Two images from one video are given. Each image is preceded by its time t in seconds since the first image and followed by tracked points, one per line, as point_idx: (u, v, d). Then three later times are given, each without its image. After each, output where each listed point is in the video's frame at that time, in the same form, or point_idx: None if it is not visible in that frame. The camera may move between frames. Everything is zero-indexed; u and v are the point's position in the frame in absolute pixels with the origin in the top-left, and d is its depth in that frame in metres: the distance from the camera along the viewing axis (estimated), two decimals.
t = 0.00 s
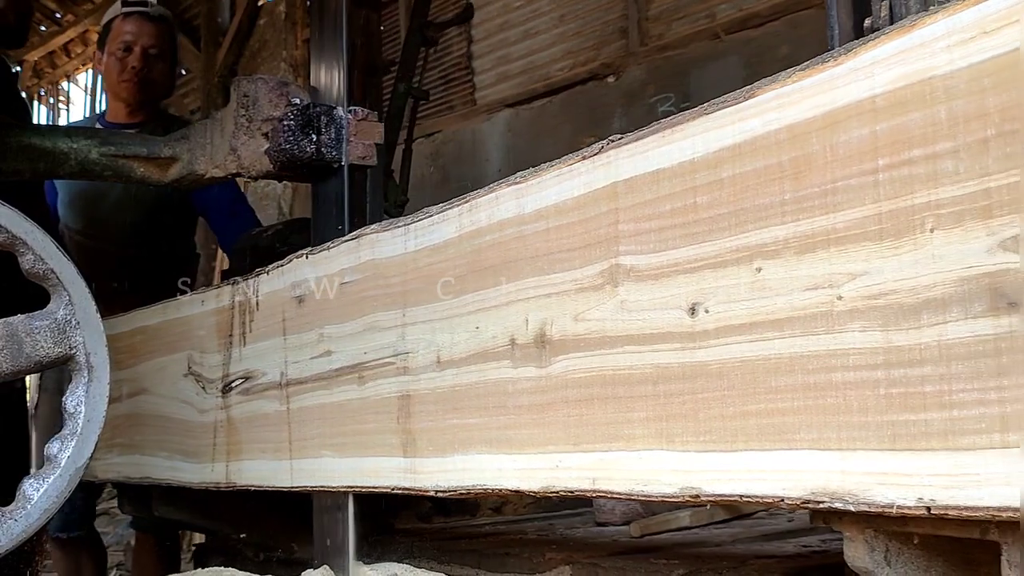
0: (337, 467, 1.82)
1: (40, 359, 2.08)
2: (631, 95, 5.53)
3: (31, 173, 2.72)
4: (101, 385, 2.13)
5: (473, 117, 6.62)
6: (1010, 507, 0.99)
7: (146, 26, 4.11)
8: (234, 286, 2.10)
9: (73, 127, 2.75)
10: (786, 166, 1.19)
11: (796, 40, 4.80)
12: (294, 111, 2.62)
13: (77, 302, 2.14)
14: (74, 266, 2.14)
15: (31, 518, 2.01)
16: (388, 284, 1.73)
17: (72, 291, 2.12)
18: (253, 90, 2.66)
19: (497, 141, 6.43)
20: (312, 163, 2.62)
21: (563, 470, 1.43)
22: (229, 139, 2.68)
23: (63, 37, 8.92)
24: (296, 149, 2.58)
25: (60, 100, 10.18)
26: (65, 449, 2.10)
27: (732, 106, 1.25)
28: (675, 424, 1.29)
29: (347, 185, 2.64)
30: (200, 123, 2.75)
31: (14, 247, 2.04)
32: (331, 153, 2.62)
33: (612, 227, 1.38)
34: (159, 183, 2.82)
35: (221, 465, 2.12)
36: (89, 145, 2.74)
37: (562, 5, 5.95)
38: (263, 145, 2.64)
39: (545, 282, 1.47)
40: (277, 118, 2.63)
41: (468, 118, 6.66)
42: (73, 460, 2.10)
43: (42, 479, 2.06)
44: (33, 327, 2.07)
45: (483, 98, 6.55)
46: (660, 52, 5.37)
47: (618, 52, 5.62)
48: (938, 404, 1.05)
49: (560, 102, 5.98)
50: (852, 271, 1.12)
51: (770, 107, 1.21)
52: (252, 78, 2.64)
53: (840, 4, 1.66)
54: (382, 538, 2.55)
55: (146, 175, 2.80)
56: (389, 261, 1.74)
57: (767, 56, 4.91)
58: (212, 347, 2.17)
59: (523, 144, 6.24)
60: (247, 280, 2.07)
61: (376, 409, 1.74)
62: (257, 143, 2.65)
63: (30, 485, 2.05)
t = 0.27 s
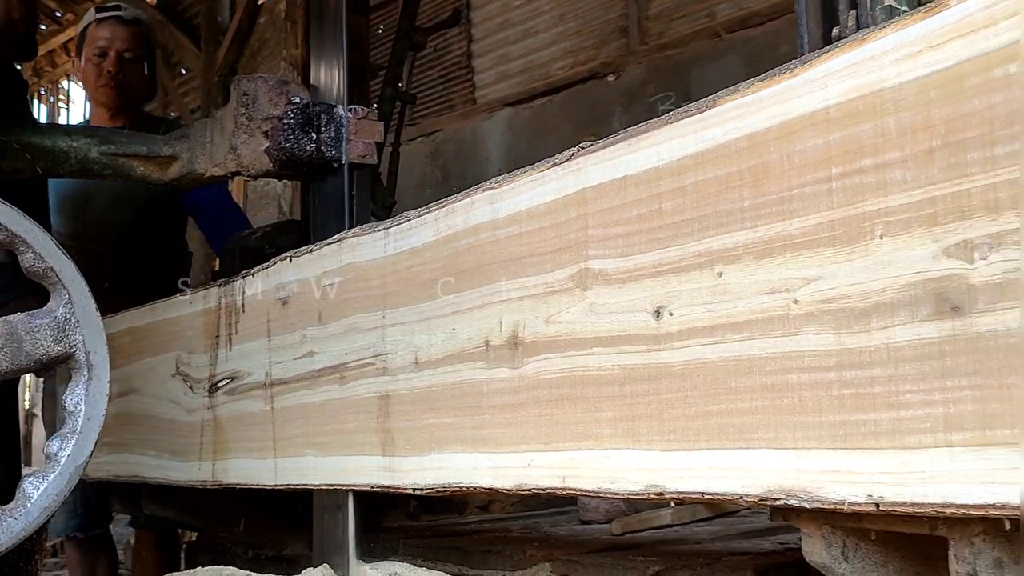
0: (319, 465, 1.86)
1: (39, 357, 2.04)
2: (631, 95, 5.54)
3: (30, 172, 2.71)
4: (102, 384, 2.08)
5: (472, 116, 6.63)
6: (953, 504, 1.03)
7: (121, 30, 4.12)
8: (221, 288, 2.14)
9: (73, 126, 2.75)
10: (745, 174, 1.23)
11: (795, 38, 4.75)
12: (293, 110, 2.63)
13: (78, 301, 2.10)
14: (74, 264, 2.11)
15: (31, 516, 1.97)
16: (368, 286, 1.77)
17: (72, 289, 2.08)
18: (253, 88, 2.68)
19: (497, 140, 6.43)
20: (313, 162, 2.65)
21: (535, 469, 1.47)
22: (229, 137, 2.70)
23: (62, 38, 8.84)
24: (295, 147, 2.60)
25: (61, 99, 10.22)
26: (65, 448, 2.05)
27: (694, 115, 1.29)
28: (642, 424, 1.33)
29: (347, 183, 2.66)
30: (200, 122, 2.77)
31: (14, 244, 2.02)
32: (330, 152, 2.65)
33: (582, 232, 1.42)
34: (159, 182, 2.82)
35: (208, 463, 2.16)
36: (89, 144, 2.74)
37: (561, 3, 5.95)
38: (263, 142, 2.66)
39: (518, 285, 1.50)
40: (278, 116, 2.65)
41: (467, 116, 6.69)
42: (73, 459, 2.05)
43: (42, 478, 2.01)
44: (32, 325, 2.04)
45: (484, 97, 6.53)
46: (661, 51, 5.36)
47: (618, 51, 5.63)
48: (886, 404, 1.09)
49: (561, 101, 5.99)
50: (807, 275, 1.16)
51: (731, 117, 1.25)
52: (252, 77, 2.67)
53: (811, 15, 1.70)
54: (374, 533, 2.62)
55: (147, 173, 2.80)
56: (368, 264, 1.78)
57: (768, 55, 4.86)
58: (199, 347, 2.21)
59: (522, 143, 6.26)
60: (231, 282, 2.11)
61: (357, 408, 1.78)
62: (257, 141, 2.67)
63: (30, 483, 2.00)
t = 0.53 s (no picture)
0: (299, 463, 1.90)
1: (38, 356, 1.92)
2: (631, 93, 5.55)
3: (29, 171, 2.55)
4: (101, 382, 1.98)
5: (472, 114, 6.55)
6: (893, 500, 1.07)
7: (90, 31, 4.14)
8: (206, 290, 2.19)
9: (71, 122, 2.60)
10: (702, 182, 1.28)
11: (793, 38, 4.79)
12: (294, 108, 2.59)
13: (78, 298, 1.98)
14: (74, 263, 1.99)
15: (31, 515, 1.86)
16: (347, 288, 1.81)
17: (72, 287, 1.96)
18: (253, 86, 2.62)
19: (496, 140, 6.35)
20: (314, 160, 2.60)
21: (504, 467, 1.51)
22: (228, 135, 2.63)
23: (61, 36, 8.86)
24: (296, 146, 2.55)
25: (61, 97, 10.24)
26: (65, 445, 1.93)
27: (654, 124, 1.34)
28: (605, 423, 1.37)
29: (348, 181, 2.63)
30: (200, 119, 2.69)
31: (14, 241, 1.89)
32: (331, 150, 2.61)
33: (550, 236, 1.46)
34: (158, 181, 2.72)
35: (193, 462, 2.21)
36: (88, 141, 2.59)
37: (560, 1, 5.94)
38: (263, 141, 2.61)
39: (488, 288, 1.55)
40: (278, 115, 2.60)
41: (468, 116, 6.59)
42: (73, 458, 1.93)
43: (41, 475, 1.90)
44: (32, 323, 1.92)
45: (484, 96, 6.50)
46: (661, 50, 5.40)
47: (618, 49, 5.64)
48: (832, 404, 1.13)
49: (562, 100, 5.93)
50: (759, 280, 1.20)
51: (690, 126, 1.30)
52: (252, 75, 2.61)
53: (777, 24, 1.74)
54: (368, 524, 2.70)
55: (146, 171, 2.69)
56: (346, 267, 1.82)
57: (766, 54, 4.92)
58: (185, 348, 2.25)
59: (522, 143, 6.17)
60: (217, 284, 2.16)
61: (336, 408, 1.83)
62: (257, 139, 2.62)
63: (29, 481, 1.89)
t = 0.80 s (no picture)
0: (282, 461, 1.94)
1: (38, 352, 1.85)
2: (631, 91, 5.53)
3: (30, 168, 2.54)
4: (101, 378, 1.89)
5: (473, 112, 6.48)
6: (844, 496, 1.11)
7: (81, 37, 4.17)
8: (194, 290, 2.23)
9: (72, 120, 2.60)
10: (666, 187, 1.31)
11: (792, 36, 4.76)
12: (295, 106, 2.62)
13: (78, 294, 1.90)
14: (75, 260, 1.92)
15: (31, 511, 1.78)
16: (329, 289, 1.85)
17: (72, 282, 1.89)
18: (253, 84, 2.65)
19: (497, 138, 6.25)
20: (314, 158, 2.64)
21: (479, 464, 1.54)
22: (228, 132, 2.64)
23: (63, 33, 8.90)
24: (296, 143, 2.59)
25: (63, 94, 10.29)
26: (66, 442, 1.84)
27: (621, 131, 1.38)
28: (575, 421, 1.41)
29: (347, 178, 2.67)
30: (200, 117, 2.69)
31: (12, 236, 1.83)
32: (331, 147, 2.65)
33: (522, 239, 1.50)
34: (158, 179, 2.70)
35: (180, 459, 2.25)
36: (89, 138, 2.59)
37: None
38: (263, 137, 2.63)
39: (464, 290, 1.58)
40: (278, 112, 2.63)
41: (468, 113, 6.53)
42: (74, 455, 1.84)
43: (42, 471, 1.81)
44: (33, 319, 1.86)
45: (486, 94, 6.46)
46: (660, 48, 5.40)
47: (619, 47, 5.64)
48: (787, 403, 1.17)
49: (562, 97, 5.87)
50: (719, 283, 1.24)
51: (654, 133, 1.33)
52: (252, 72, 2.64)
53: (749, 30, 1.78)
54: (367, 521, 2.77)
55: (147, 169, 2.67)
56: (328, 268, 1.86)
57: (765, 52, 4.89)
58: (173, 347, 2.29)
59: (524, 140, 6.09)
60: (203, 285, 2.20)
61: (319, 407, 1.87)
62: (256, 136, 2.64)
63: (29, 477, 1.81)
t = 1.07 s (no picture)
0: (267, 460, 1.98)
1: (39, 351, 1.89)
2: (631, 91, 5.54)
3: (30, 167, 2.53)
4: (101, 377, 1.94)
5: (473, 111, 6.51)
6: (798, 494, 1.15)
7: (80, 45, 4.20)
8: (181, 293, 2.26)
9: (72, 121, 2.59)
10: (632, 194, 1.35)
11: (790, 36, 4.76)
12: (295, 105, 2.64)
13: (78, 293, 1.94)
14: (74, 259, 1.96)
15: (31, 510, 1.82)
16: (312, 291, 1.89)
17: (72, 282, 1.92)
18: (252, 83, 2.65)
19: (498, 137, 6.22)
20: (315, 156, 2.65)
21: (454, 463, 1.58)
22: (227, 131, 2.63)
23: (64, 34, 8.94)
24: (297, 142, 2.60)
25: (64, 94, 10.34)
26: (65, 441, 1.88)
27: (590, 139, 1.41)
28: (546, 422, 1.45)
29: (348, 177, 2.69)
30: (199, 116, 2.66)
31: (13, 235, 1.86)
32: (331, 146, 2.66)
33: (496, 244, 1.54)
34: (158, 178, 2.67)
35: (168, 459, 2.28)
36: (89, 138, 2.58)
37: None
38: (264, 136, 2.63)
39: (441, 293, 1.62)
40: (279, 111, 2.64)
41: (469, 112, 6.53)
42: (73, 454, 1.88)
43: (41, 470, 1.85)
44: (32, 318, 1.89)
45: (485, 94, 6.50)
46: (661, 47, 5.42)
47: (619, 46, 5.66)
48: (746, 404, 1.21)
49: (562, 96, 5.88)
50: (682, 287, 1.28)
51: (621, 141, 1.37)
52: (252, 71, 2.64)
53: (722, 40, 1.82)
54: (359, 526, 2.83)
55: (147, 168, 2.64)
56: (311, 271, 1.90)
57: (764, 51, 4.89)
58: (161, 348, 2.33)
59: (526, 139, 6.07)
60: (190, 287, 2.23)
61: (302, 407, 1.90)
62: (257, 136, 2.64)
63: (28, 476, 1.84)
